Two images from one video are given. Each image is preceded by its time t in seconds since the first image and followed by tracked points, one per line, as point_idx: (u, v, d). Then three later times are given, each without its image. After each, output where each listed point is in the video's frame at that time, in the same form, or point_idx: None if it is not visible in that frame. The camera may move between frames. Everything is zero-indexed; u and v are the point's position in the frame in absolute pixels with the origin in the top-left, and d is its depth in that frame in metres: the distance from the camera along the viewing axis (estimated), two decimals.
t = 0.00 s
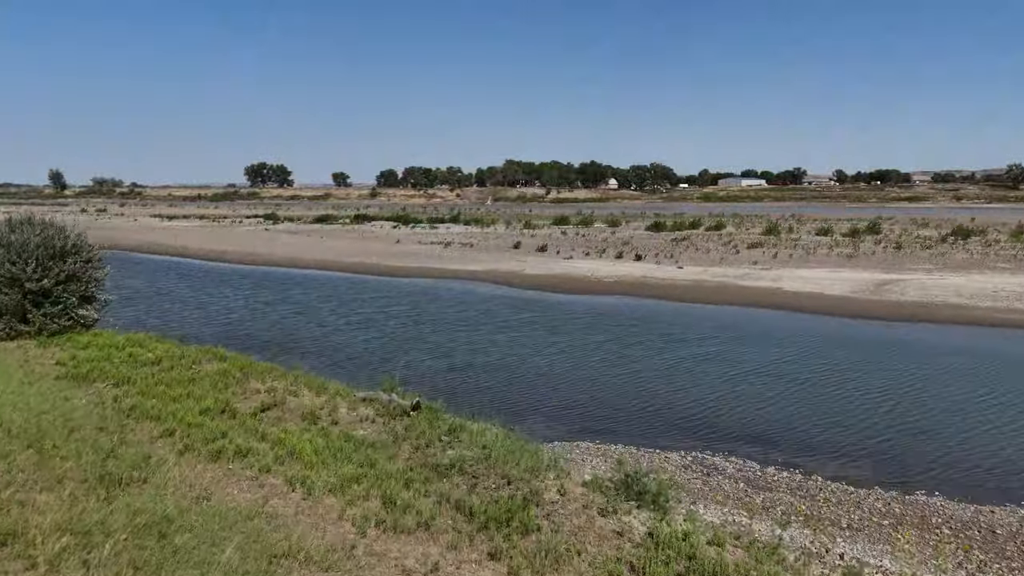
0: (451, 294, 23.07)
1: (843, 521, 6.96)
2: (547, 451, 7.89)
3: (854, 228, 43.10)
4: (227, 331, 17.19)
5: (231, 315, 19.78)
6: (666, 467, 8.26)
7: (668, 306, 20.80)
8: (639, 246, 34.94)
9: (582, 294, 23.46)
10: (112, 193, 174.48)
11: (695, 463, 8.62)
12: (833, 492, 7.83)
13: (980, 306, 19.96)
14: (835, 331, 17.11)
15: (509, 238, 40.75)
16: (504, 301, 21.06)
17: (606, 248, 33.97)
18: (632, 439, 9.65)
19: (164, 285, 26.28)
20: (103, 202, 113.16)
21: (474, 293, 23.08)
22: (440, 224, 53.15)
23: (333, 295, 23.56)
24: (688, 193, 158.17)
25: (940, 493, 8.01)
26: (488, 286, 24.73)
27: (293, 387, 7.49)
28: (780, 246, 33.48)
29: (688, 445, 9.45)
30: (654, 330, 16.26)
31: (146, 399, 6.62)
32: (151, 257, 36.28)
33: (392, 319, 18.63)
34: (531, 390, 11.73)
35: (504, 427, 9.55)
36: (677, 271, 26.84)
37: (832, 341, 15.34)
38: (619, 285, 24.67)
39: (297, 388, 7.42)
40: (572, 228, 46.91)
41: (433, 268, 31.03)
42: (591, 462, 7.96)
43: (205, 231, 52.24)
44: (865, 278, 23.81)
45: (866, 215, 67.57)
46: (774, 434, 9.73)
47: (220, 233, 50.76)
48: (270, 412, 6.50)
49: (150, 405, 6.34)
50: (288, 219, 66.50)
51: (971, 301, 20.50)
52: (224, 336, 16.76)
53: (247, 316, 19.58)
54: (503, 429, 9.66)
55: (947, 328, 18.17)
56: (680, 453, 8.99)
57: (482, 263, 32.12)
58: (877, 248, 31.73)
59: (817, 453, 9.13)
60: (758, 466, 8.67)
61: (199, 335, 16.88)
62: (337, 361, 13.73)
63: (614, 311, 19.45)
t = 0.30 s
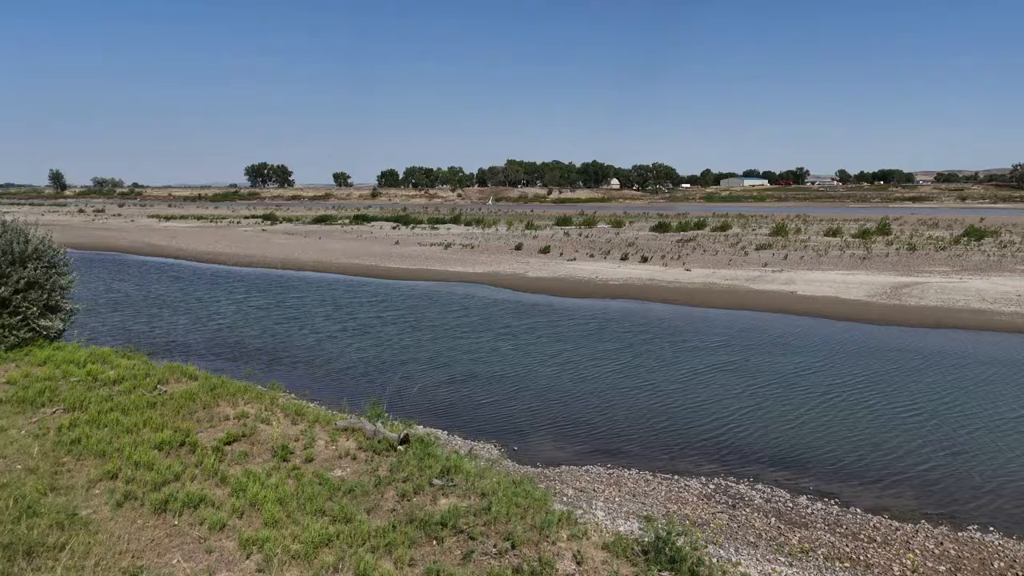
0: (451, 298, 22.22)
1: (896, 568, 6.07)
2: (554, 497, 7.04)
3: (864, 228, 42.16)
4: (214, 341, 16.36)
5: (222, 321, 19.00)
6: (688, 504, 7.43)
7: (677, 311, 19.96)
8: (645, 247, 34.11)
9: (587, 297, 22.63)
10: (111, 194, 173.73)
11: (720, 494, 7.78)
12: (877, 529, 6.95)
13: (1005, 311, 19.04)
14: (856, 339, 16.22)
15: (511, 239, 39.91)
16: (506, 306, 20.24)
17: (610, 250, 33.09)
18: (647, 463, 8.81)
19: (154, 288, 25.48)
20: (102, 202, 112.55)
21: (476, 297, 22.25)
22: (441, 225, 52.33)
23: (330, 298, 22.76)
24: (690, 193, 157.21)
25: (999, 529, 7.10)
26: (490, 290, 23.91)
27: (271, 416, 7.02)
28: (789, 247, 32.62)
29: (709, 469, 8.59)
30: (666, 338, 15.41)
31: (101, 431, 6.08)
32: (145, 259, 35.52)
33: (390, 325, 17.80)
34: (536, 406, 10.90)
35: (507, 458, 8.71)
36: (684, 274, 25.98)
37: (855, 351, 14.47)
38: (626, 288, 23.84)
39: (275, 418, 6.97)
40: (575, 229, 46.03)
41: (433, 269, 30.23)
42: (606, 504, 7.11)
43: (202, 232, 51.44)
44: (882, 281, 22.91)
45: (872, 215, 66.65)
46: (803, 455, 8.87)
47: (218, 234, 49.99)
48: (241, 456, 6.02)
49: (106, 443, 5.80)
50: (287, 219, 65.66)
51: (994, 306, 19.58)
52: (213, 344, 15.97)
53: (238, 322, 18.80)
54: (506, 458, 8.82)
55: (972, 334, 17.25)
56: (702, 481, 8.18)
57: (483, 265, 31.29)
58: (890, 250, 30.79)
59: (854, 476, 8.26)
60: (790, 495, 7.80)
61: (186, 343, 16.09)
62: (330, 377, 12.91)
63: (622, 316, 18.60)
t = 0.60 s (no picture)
0: (450, 302, 21.35)
1: None
2: (561, 549, 6.17)
3: (874, 229, 41.23)
4: (198, 348, 15.49)
5: (209, 326, 18.10)
6: (713, 545, 6.55)
7: (687, 317, 19.07)
8: (649, 249, 33.24)
9: (591, 302, 21.72)
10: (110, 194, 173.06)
11: (749, 533, 6.88)
12: None
13: None
14: (878, 348, 15.33)
15: (512, 240, 39.04)
16: (508, 311, 19.37)
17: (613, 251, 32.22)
18: (666, 493, 7.91)
19: (142, 291, 24.63)
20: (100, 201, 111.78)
21: (476, 302, 21.34)
22: (440, 226, 51.28)
23: (325, 303, 21.90)
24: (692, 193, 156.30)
25: None
26: (489, 294, 23.00)
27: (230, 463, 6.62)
28: (798, 248, 31.69)
29: (735, 500, 7.70)
30: (678, 347, 14.50)
31: (37, 489, 5.73)
32: (136, 260, 34.63)
33: (385, 332, 16.90)
34: (541, 426, 9.99)
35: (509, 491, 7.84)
36: (691, 277, 25.09)
37: (879, 364, 13.58)
38: (631, 292, 22.96)
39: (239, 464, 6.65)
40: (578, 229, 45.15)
41: (431, 272, 29.33)
42: (622, 551, 6.22)
43: (198, 233, 50.59)
44: (898, 285, 22.00)
45: (876, 215, 65.81)
46: (838, 485, 7.97)
47: (213, 234, 49.10)
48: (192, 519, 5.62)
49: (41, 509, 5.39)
50: (284, 220, 64.78)
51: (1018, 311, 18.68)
52: (197, 352, 15.09)
53: (226, 328, 17.90)
54: (509, 490, 7.93)
55: (1000, 341, 16.34)
56: (727, 516, 7.29)
57: (484, 267, 30.37)
58: (903, 251, 29.88)
59: (898, 511, 7.35)
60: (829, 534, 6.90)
61: (169, 351, 15.21)
62: (318, 393, 12.03)
63: (629, 322, 17.69)
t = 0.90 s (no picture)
0: (448, 308, 20.41)
1: None
2: None
3: (882, 230, 40.29)
4: (177, 359, 14.52)
5: (193, 334, 17.11)
6: None
7: (698, 324, 18.07)
8: (653, 250, 32.31)
9: (595, 307, 20.78)
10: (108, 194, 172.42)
11: None
12: None
13: None
14: (904, 360, 14.36)
15: (512, 241, 38.11)
16: (509, 318, 18.38)
17: (617, 253, 31.29)
18: (690, 535, 6.96)
19: (127, 295, 23.71)
20: (95, 200, 110.50)
21: (475, 307, 20.35)
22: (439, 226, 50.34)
23: (317, 308, 20.90)
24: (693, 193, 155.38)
25: None
26: (490, 299, 22.01)
27: (165, 531, 5.85)
28: (807, 250, 30.70)
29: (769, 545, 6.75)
30: (693, 359, 13.50)
31: None
32: (125, 262, 33.60)
33: (379, 341, 15.90)
34: (547, 453, 9.00)
35: (512, 535, 6.87)
36: (699, 280, 24.14)
37: (910, 380, 12.61)
38: (636, 297, 22.03)
39: (179, 532, 5.88)
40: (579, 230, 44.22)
41: (429, 275, 28.33)
42: None
43: (192, 233, 49.70)
44: (916, 289, 21.05)
45: (880, 215, 64.98)
46: (888, 528, 6.99)
47: (207, 235, 48.09)
48: None
49: None
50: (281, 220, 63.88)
51: None
52: (176, 364, 14.10)
53: (210, 336, 16.90)
54: (511, 533, 6.93)
55: None
56: (760, 565, 6.33)
57: (483, 269, 29.37)
58: (916, 253, 28.94)
59: (962, 560, 6.39)
60: None
61: (146, 363, 14.22)
62: (303, 411, 11.04)
63: (638, 330, 16.68)
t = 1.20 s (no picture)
0: (446, 314, 19.41)
1: None
2: None
3: (893, 231, 39.31)
4: (152, 373, 13.50)
5: (173, 344, 16.06)
6: None
7: (711, 333, 17.05)
8: (659, 252, 31.31)
9: (600, 314, 19.79)
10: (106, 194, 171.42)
11: None
12: None
13: None
14: (935, 373, 13.36)
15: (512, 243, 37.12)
16: (511, 327, 17.33)
17: (621, 256, 30.30)
18: None
19: (109, 300, 22.68)
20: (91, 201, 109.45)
21: (475, 314, 19.33)
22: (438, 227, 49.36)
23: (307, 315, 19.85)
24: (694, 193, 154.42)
25: None
26: (489, 305, 20.99)
27: None
28: (818, 252, 29.67)
29: None
30: (710, 375, 12.49)
31: None
32: (112, 265, 32.50)
33: (371, 352, 14.88)
34: (555, 488, 7.99)
35: None
36: (708, 284, 23.14)
37: (945, 398, 11.61)
38: (643, 303, 21.05)
39: None
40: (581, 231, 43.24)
41: (426, 278, 27.29)
42: None
43: (186, 234, 48.69)
44: (938, 294, 20.05)
45: (886, 215, 64.07)
46: None
47: (199, 236, 46.96)
48: None
49: None
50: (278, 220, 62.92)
51: None
52: (149, 380, 13.06)
53: (191, 347, 15.86)
54: None
55: None
56: None
57: (482, 272, 28.32)
58: (931, 255, 27.95)
59: None
60: None
61: (118, 378, 13.18)
62: (283, 435, 10.02)
63: (648, 340, 15.66)
